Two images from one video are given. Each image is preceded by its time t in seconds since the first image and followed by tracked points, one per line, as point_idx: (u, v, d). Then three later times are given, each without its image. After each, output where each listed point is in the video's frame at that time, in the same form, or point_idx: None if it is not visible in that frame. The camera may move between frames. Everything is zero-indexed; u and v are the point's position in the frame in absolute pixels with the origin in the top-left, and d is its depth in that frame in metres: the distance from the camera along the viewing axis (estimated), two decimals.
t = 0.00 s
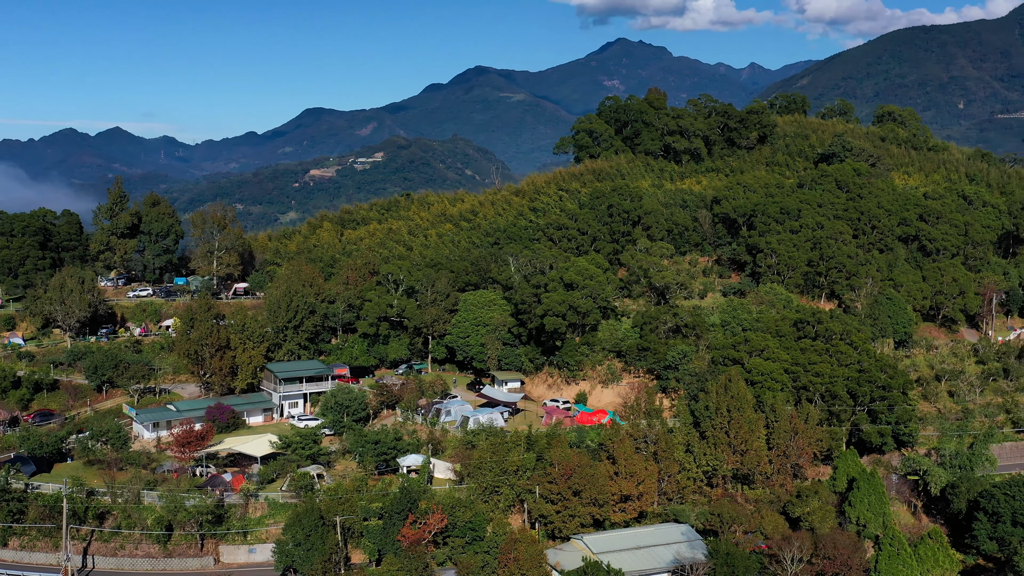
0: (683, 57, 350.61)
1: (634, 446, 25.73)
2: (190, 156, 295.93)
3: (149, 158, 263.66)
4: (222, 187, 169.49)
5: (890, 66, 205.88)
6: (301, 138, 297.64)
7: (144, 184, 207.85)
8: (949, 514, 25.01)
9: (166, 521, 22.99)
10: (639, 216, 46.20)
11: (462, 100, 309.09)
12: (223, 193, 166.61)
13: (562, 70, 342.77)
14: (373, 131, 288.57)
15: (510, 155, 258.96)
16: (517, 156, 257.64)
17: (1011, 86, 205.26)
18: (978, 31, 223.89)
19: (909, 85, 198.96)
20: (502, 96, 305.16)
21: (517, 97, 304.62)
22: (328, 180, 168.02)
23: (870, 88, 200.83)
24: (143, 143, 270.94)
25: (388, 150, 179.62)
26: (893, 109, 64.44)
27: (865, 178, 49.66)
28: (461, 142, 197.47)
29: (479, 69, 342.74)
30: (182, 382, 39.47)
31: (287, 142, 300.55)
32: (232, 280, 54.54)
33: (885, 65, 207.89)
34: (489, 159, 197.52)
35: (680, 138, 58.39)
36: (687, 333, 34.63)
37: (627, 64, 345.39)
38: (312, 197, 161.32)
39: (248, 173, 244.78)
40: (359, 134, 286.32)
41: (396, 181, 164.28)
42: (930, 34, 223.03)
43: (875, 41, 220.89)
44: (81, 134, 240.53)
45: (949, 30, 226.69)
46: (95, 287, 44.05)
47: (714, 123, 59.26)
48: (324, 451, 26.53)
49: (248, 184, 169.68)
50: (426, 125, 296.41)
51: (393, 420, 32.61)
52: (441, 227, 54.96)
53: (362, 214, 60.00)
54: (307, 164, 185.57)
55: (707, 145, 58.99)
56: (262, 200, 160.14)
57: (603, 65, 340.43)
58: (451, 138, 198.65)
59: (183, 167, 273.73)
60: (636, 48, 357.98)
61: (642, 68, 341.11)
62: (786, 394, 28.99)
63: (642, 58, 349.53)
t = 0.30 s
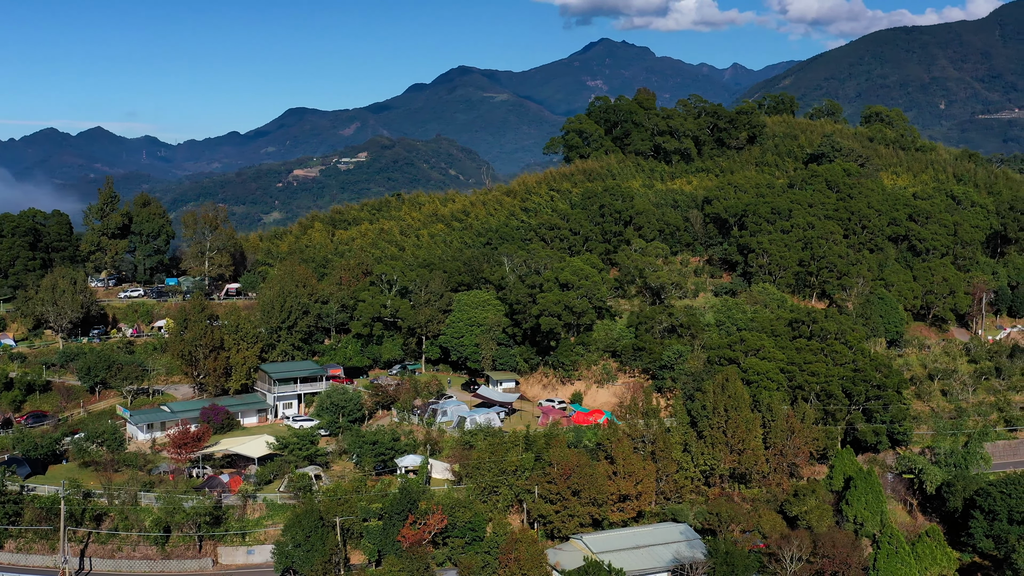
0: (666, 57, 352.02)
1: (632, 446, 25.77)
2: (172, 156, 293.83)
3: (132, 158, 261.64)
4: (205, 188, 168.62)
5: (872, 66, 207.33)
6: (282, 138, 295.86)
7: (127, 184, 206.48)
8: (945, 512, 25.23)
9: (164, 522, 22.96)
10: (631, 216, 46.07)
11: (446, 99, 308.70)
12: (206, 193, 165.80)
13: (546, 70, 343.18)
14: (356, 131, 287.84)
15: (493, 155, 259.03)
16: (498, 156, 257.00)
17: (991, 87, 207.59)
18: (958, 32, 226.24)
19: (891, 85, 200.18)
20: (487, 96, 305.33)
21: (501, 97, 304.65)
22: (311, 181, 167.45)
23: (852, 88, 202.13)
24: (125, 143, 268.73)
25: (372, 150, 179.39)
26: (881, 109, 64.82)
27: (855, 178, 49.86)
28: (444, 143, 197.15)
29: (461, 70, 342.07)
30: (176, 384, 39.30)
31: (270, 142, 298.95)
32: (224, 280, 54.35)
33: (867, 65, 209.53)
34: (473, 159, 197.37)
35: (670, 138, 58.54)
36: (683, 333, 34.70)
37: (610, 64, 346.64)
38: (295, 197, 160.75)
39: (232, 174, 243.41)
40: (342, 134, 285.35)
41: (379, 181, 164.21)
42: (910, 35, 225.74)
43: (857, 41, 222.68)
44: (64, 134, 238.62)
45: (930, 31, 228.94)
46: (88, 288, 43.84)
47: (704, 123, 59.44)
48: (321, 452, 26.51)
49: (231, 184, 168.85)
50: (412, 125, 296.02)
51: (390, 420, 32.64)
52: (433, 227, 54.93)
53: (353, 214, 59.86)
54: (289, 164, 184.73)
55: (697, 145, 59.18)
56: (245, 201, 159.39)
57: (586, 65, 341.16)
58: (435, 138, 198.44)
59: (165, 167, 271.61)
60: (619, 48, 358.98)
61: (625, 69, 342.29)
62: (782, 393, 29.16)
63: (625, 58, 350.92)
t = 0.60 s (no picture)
0: (650, 58, 353.39)
1: (631, 445, 25.80)
2: (155, 156, 291.58)
3: (114, 158, 259.77)
4: (188, 188, 167.76)
5: (854, 67, 208.75)
6: (264, 138, 294.01)
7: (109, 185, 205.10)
8: (941, 510, 25.48)
9: (162, 524, 22.94)
10: (623, 216, 46.13)
11: (430, 100, 308.20)
12: (189, 194, 165.02)
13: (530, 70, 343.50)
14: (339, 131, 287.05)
15: (477, 155, 259.14)
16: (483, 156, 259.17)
17: (971, 87, 209.78)
18: (939, 33, 228.47)
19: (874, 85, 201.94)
20: (471, 96, 305.38)
21: (484, 97, 304.58)
22: (295, 181, 166.77)
23: (835, 88, 203.33)
24: (106, 143, 266.59)
25: (356, 150, 179.12)
26: (869, 110, 65.16)
27: (845, 178, 50.02)
28: (428, 143, 196.83)
29: (445, 69, 341.70)
30: (169, 385, 39.22)
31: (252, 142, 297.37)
32: (216, 281, 54.16)
33: (850, 65, 210.91)
34: (455, 159, 197.32)
35: (660, 139, 58.69)
36: (678, 332, 34.79)
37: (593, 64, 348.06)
38: (278, 197, 159.96)
39: (215, 174, 242.22)
40: (325, 134, 284.38)
41: (364, 181, 164.04)
42: (892, 36, 227.45)
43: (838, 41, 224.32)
44: (45, 134, 236.42)
45: (911, 31, 231.01)
46: (80, 289, 43.66)
47: (694, 123, 59.65)
48: (319, 453, 26.48)
49: (214, 184, 167.99)
50: (397, 125, 295.60)
51: (386, 421, 32.57)
52: (425, 227, 54.92)
53: (344, 214, 59.75)
54: (271, 164, 183.91)
55: (686, 145, 59.37)
56: (228, 201, 158.60)
57: (569, 65, 342.21)
58: (418, 138, 198.29)
59: (146, 167, 269.60)
60: (603, 48, 359.86)
61: (608, 69, 343.63)
62: (778, 392, 29.35)
63: (608, 58, 352.41)
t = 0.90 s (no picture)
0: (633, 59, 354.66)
1: (631, 445, 25.82)
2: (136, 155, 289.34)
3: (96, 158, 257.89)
4: (171, 188, 166.82)
5: (836, 67, 209.92)
6: (247, 137, 292.31)
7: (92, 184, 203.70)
8: (939, 507, 25.81)
9: (162, 526, 22.94)
10: (616, 216, 46.43)
11: (415, 99, 307.70)
12: (172, 194, 164.19)
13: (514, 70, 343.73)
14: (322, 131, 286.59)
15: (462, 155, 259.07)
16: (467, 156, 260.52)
17: (953, 88, 211.65)
18: (920, 33, 230.29)
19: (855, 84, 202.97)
20: (456, 96, 305.33)
21: (469, 97, 304.42)
22: (279, 181, 165.97)
23: (817, 88, 204.32)
24: (88, 142, 264.66)
25: (340, 150, 178.65)
26: (857, 110, 65.51)
27: (836, 178, 50.16)
28: (412, 142, 196.48)
29: (428, 69, 341.39)
30: (164, 386, 39.10)
31: (235, 142, 295.56)
32: (209, 281, 53.97)
33: (835, 66, 212.04)
34: (439, 158, 197.18)
35: (651, 139, 58.83)
36: (675, 332, 34.87)
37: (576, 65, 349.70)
38: (262, 196, 158.67)
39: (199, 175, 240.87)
40: (308, 134, 283.34)
41: (349, 181, 163.84)
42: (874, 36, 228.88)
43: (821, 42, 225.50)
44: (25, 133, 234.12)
45: (893, 32, 232.57)
46: (74, 290, 43.51)
47: (685, 123, 59.84)
48: (319, 454, 26.45)
49: (197, 184, 167.10)
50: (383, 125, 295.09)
51: (383, 421, 32.41)
52: (417, 227, 54.89)
53: (337, 214, 59.66)
54: (255, 164, 183.06)
55: (677, 145, 59.54)
56: (211, 201, 157.85)
57: (552, 66, 343.09)
58: (401, 138, 197.95)
59: (129, 166, 267.54)
60: (586, 48, 360.75)
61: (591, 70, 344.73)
62: (776, 391, 29.52)
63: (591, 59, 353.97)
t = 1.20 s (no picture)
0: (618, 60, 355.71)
1: (632, 444, 25.86)
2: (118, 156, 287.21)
3: (79, 159, 256.05)
4: (153, 189, 165.91)
5: (819, 67, 210.92)
6: (230, 138, 290.72)
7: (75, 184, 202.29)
8: (938, 505, 26.09)
9: (164, 527, 22.86)
10: (610, 216, 46.37)
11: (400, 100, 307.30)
12: (155, 194, 163.30)
13: (499, 70, 344.02)
14: (305, 131, 285.83)
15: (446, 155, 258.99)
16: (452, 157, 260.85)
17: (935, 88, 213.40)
18: (902, 34, 232.10)
19: (838, 84, 202.98)
20: (441, 96, 305.35)
21: (454, 97, 304.66)
22: (263, 181, 165.13)
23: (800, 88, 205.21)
24: (70, 142, 262.66)
25: (324, 150, 178.16)
26: (846, 110, 65.87)
27: (828, 177, 50.30)
28: (396, 142, 196.13)
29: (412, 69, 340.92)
30: (160, 388, 39.00)
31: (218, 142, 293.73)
32: (202, 282, 53.79)
33: (819, 66, 213.02)
34: (423, 158, 197.24)
35: (643, 139, 58.95)
36: (673, 331, 34.94)
37: (560, 65, 350.65)
38: (246, 196, 157.95)
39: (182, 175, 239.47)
40: (291, 134, 282.25)
41: (333, 181, 163.76)
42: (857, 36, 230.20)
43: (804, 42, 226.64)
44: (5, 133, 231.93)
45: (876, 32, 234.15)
46: (68, 291, 43.33)
47: (676, 123, 60.02)
48: (319, 454, 26.40)
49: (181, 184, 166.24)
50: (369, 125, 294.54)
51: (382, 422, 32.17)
52: (411, 228, 54.84)
53: (330, 214, 59.58)
54: (239, 164, 182.26)
55: (669, 145, 59.68)
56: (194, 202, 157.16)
57: (536, 66, 343.76)
58: (386, 138, 197.60)
59: (111, 166, 265.55)
60: (570, 48, 361.78)
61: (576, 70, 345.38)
62: (774, 391, 29.69)
63: (576, 60, 354.72)
